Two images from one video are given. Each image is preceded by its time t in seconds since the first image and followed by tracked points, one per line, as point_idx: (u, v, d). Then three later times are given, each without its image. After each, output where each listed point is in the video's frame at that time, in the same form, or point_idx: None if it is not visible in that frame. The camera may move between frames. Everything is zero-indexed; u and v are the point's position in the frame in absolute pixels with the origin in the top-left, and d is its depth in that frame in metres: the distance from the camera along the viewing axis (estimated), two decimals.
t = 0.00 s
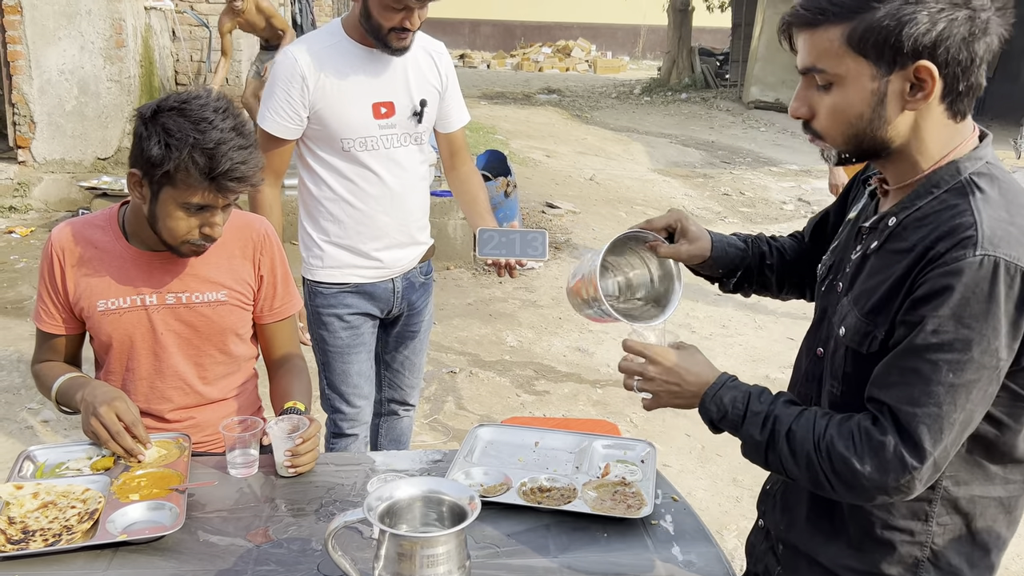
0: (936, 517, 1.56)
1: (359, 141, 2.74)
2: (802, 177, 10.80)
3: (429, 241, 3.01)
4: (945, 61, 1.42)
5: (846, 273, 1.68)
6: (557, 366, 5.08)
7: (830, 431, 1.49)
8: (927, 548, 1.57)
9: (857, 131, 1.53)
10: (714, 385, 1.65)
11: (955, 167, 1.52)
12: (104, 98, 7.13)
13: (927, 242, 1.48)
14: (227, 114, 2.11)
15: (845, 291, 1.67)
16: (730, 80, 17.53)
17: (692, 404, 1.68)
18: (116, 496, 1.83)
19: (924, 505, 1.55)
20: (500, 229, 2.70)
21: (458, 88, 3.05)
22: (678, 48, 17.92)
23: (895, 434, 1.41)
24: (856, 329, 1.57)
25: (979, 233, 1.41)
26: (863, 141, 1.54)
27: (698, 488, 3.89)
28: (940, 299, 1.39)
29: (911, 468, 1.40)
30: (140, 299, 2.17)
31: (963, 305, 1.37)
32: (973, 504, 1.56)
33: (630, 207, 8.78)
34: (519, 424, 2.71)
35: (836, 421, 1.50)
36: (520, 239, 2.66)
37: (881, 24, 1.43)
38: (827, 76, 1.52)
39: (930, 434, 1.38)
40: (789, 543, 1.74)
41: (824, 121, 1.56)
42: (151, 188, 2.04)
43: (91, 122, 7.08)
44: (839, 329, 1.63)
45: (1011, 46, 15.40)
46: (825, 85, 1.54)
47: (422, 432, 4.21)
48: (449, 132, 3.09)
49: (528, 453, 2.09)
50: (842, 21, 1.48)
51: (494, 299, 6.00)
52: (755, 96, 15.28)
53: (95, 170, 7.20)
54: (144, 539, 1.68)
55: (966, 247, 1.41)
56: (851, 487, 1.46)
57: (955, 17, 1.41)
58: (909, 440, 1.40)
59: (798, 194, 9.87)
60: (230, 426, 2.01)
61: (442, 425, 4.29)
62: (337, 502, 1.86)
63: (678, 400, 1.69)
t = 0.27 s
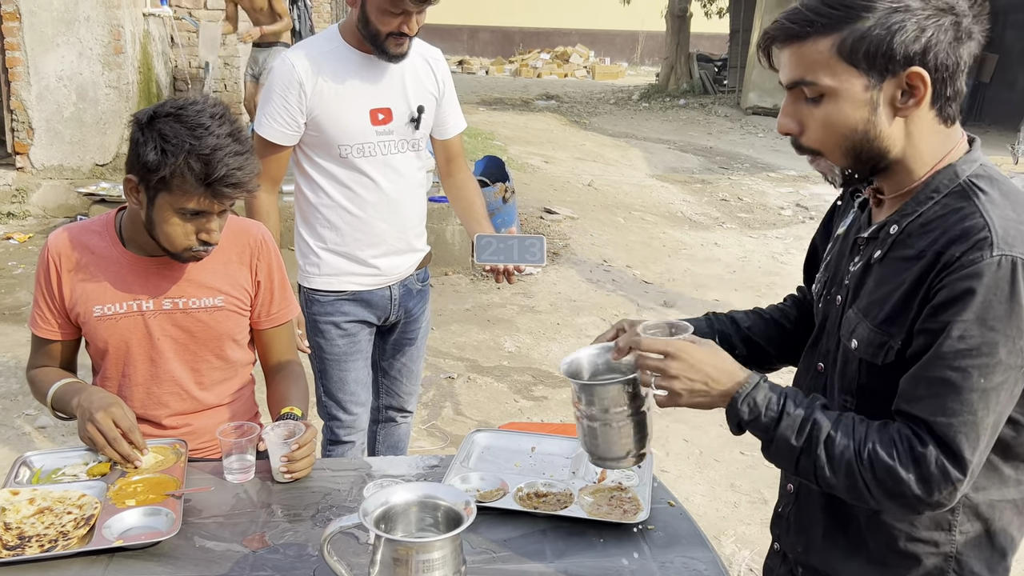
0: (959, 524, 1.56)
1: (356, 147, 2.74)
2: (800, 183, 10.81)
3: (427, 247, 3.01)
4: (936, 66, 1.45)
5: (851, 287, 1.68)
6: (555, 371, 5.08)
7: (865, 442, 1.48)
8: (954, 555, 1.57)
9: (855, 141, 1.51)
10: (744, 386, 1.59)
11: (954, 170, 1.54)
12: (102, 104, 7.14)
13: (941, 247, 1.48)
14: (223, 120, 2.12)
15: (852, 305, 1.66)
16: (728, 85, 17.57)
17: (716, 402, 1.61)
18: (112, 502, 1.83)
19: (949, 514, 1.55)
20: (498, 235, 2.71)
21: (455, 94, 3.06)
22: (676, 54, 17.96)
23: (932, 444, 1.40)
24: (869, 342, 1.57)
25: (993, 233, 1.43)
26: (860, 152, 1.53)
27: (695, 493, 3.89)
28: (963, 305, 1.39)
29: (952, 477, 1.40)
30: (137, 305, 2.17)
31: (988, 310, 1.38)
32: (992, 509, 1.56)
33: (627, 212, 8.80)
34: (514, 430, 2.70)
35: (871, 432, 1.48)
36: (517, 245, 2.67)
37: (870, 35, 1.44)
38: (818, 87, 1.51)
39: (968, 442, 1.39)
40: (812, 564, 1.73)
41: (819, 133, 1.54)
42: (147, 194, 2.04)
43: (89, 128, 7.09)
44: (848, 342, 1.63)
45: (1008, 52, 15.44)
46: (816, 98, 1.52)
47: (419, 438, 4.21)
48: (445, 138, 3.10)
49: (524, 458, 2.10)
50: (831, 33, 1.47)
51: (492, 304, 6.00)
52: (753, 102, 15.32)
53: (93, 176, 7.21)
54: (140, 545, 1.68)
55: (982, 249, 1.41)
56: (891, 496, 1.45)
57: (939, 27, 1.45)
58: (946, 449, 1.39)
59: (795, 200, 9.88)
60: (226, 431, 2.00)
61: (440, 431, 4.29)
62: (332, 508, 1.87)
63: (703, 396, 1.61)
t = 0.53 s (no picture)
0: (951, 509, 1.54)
1: (356, 152, 2.75)
2: (798, 189, 10.82)
3: (426, 252, 3.02)
4: (935, 67, 1.48)
5: (847, 281, 1.66)
6: (553, 376, 5.08)
7: (856, 369, 1.43)
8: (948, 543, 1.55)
9: (852, 134, 1.52)
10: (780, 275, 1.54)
11: (948, 159, 1.54)
12: (100, 110, 7.15)
13: (947, 219, 1.47)
14: (222, 125, 2.12)
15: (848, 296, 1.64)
16: (727, 91, 17.61)
17: (749, 281, 1.54)
18: (110, 506, 1.83)
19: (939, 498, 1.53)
20: (498, 241, 2.71)
21: (455, 100, 3.07)
22: (674, 60, 18.00)
23: (921, 389, 1.37)
24: (868, 323, 1.54)
25: (1001, 200, 1.42)
26: (853, 147, 1.54)
27: (694, 498, 3.89)
28: (971, 259, 1.39)
29: (931, 426, 1.36)
30: (135, 309, 2.17)
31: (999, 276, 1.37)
32: (981, 496, 1.55)
33: (626, 218, 8.81)
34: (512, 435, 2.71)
35: (874, 365, 1.44)
36: (517, 252, 2.68)
37: (878, 31, 1.47)
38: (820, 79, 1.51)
39: (952, 396, 1.35)
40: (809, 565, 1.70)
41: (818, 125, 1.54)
42: (146, 199, 2.04)
43: (88, 134, 7.09)
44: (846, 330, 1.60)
45: (1006, 59, 15.48)
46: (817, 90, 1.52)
47: (418, 443, 4.21)
48: (445, 144, 3.11)
49: (523, 462, 2.10)
50: (837, 24, 1.48)
51: (490, 310, 6.00)
52: (751, 108, 15.35)
53: (92, 182, 7.21)
54: (138, 549, 1.68)
55: (992, 215, 1.41)
56: (868, 436, 1.41)
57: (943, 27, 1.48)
58: (931, 399, 1.36)
59: (793, 205, 9.89)
60: (224, 436, 2.00)
61: (438, 436, 4.30)
62: (331, 512, 1.87)
63: (736, 274, 1.54)
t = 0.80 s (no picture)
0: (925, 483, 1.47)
1: (360, 155, 2.76)
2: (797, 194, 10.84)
3: (429, 256, 3.02)
4: (980, 69, 1.42)
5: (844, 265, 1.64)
6: (552, 381, 5.08)
7: (819, 252, 1.38)
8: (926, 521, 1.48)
9: (874, 86, 1.47)
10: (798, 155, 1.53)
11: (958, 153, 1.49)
12: (100, 116, 7.16)
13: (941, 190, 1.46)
14: (223, 131, 2.13)
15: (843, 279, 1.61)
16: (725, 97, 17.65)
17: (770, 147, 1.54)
18: (110, 511, 1.83)
19: (916, 474, 1.46)
20: (500, 245, 2.71)
21: (458, 105, 3.08)
22: (673, 66, 18.04)
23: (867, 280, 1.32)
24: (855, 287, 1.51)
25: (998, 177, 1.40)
26: (870, 110, 1.48)
27: (694, 503, 3.89)
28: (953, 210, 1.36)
29: (860, 314, 1.30)
30: (136, 314, 2.17)
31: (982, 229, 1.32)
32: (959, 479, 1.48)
33: (625, 223, 8.83)
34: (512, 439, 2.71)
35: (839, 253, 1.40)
36: (519, 255, 2.68)
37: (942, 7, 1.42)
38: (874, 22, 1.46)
39: (891, 296, 1.30)
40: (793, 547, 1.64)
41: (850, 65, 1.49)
42: (147, 205, 2.05)
43: (87, 139, 7.10)
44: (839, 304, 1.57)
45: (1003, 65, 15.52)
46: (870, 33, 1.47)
47: (417, 448, 4.21)
48: (448, 149, 3.12)
49: (523, 466, 2.10)
50: None
51: (489, 315, 6.01)
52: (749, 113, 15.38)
53: (92, 187, 7.22)
54: (139, 553, 1.68)
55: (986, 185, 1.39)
56: (800, 303, 1.35)
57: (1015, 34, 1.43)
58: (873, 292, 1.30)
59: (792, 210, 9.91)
60: (225, 440, 2.01)
61: (437, 441, 4.30)
62: (331, 516, 1.87)
63: (770, 128, 1.53)
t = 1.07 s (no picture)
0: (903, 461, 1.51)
1: (365, 159, 2.77)
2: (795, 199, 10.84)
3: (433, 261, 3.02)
4: None
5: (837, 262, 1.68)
6: (551, 386, 5.09)
7: (814, 152, 1.48)
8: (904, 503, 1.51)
9: (923, 68, 1.51)
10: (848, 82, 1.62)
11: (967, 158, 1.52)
12: (100, 121, 7.15)
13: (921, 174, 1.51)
14: (226, 141, 2.14)
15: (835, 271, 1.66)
16: (724, 101, 17.67)
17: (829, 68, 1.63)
18: (111, 517, 1.84)
19: (899, 459, 1.51)
20: (502, 249, 2.73)
21: (462, 111, 3.09)
22: (672, 70, 18.05)
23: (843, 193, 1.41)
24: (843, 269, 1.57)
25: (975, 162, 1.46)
26: (909, 86, 1.53)
27: (693, 508, 3.89)
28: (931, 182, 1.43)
29: (821, 215, 1.39)
30: (137, 322, 2.18)
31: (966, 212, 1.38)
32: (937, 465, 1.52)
33: (624, 228, 8.83)
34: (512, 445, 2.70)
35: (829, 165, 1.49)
36: (522, 259, 2.69)
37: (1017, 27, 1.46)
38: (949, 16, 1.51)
39: (855, 208, 1.38)
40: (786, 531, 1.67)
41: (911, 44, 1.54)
42: (150, 213, 2.05)
43: (88, 144, 7.10)
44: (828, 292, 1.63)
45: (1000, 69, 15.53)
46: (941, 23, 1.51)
47: (417, 453, 4.21)
48: (453, 155, 3.13)
49: (522, 473, 2.11)
50: None
51: (489, 320, 6.01)
52: (748, 117, 15.39)
53: (91, 192, 7.22)
54: (140, 560, 1.68)
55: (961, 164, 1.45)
56: (780, 189, 1.45)
57: None
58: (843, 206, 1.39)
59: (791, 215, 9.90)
60: (225, 447, 2.01)
61: (437, 446, 4.30)
62: (331, 523, 1.87)
63: (831, 45, 1.62)
